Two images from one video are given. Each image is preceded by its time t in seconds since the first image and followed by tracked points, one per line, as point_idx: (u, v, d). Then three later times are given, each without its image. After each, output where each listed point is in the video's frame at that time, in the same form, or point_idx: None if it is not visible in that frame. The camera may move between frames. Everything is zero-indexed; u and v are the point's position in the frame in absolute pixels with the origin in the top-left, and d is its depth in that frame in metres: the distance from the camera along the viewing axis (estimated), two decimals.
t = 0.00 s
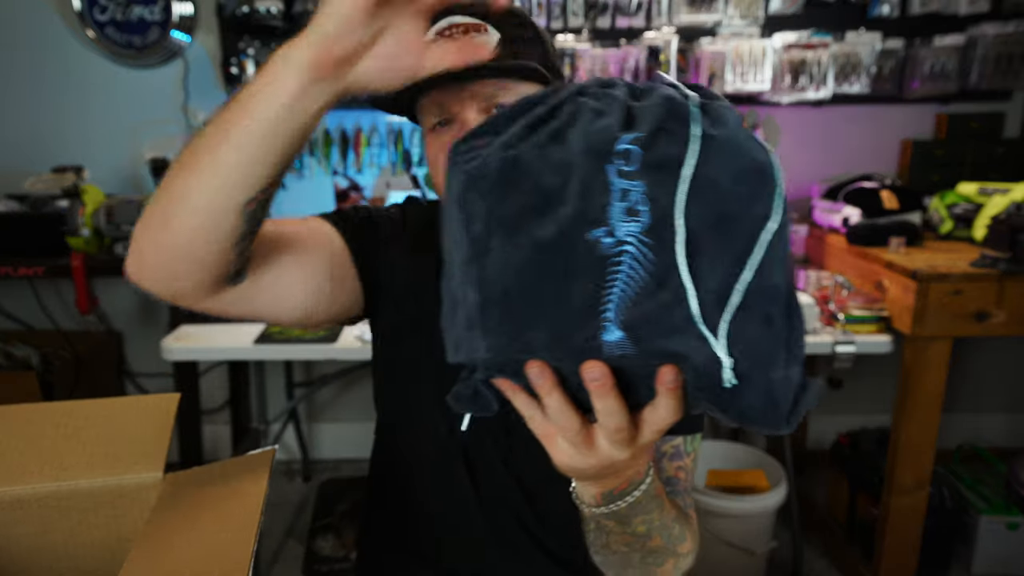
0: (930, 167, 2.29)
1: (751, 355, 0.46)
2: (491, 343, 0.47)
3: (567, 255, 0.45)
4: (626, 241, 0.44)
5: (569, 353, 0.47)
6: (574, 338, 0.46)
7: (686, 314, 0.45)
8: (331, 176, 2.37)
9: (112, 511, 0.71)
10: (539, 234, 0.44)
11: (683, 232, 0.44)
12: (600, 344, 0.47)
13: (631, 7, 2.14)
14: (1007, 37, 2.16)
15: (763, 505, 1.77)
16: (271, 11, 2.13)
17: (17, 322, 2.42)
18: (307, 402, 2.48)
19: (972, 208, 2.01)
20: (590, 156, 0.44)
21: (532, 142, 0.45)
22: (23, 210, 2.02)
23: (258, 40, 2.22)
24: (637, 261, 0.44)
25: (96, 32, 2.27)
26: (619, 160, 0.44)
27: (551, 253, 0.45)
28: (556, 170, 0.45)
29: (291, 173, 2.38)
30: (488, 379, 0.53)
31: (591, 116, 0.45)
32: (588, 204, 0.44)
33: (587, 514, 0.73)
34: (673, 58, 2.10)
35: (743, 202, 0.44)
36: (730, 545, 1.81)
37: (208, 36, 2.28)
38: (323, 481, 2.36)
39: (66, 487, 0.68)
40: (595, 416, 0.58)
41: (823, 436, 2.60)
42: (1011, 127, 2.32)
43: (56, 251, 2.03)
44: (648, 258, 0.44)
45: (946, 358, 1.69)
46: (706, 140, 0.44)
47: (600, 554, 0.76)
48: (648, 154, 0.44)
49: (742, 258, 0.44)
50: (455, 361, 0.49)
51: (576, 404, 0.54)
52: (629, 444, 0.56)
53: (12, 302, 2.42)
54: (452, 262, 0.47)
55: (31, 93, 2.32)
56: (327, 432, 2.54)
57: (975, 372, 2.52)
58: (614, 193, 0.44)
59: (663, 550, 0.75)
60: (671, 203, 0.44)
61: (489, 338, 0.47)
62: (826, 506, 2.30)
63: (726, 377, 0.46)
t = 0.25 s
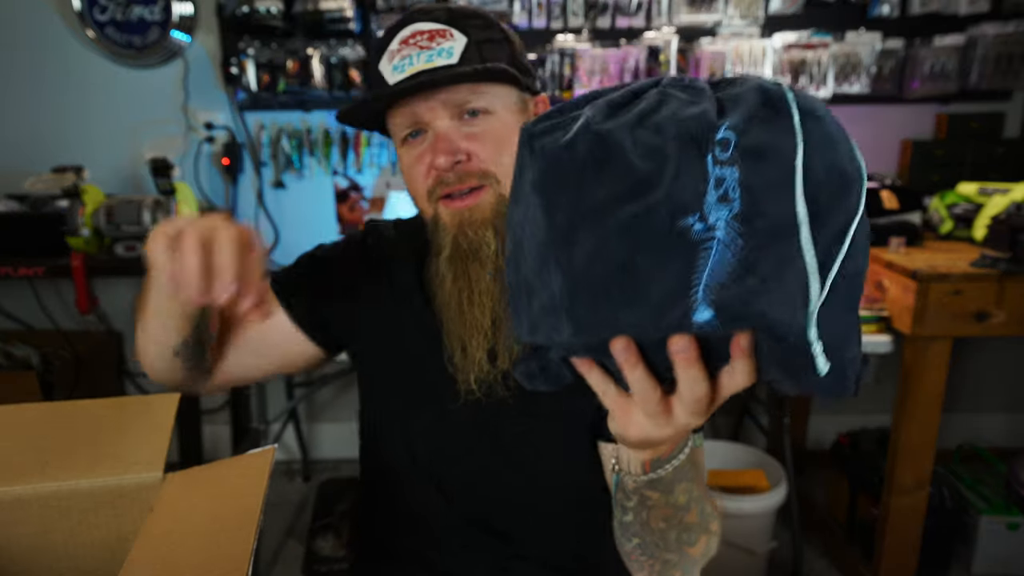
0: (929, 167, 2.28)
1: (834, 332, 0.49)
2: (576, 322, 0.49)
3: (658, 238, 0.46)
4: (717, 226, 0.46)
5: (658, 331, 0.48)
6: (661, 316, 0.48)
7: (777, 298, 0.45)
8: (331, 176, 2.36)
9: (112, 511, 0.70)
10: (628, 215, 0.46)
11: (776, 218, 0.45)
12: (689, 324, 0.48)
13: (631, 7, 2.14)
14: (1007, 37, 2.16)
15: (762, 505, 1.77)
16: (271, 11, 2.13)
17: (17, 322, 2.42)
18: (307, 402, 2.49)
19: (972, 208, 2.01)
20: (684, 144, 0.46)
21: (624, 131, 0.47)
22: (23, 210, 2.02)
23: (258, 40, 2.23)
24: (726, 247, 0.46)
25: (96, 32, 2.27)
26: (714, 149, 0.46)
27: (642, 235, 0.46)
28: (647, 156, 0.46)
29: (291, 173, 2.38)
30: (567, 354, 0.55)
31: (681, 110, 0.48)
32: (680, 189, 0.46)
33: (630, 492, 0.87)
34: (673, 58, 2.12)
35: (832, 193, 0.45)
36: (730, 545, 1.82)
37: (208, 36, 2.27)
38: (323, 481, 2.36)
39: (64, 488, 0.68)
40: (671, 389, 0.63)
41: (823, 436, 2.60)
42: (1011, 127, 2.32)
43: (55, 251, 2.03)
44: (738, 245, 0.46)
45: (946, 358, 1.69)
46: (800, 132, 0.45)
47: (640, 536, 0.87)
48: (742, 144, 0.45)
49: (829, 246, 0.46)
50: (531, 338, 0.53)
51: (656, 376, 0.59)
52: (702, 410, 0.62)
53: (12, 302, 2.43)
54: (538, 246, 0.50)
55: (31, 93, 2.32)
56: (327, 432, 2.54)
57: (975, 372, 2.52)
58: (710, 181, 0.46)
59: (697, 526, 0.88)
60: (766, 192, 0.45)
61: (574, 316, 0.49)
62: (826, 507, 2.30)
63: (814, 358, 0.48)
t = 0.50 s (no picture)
0: (929, 168, 2.27)
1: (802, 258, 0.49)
2: (556, 274, 0.48)
3: (622, 172, 0.46)
4: (679, 153, 0.46)
5: (638, 265, 0.47)
6: (640, 253, 0.47)
7: (746, 217, 0.45)
8: (331, 176, 2.36)
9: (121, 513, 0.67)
10: (589, 153, 0.46)
11: (733, 141, 0.46)
12: (665, 254, 0.47)
13: (632, 7, 2.14)
14: (1007, 38, 2.16)
15: (762, 505, 1.77)
16: (271, 11, 2.14)
17: (18, 321, 2.43)
18: (307, 402, 2.48)
19: (972, 208, 2.01)
20: (635, 76, 0.46)
21: (573, 73, 0.47)
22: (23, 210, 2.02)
23: (258, 40, 2.23)
24: (691, 172, 0.46)
25: (96, 32, 2.27)
26: (664, 77, 0.46)
27: (607, 172, 0.46)
28: (600, 94, 0.47)
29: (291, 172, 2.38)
30: (548, 313, 0.55)
31: (624, 47, 0.48)
32: (637, 121, 0.46)
33: (620, 463, 0.85)
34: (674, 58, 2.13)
35: (779, 109, 0.47)
36: (730, 545, 1.82)
37: (208, 36, 2.27)
38: (323, 481, 2.36)
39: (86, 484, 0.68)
40: (657, 329, 0.60)
41: (823, 436, 2.61)
42: (1011, 128, 2.32)
43: (54, 251, 2.02)
44: (702, 168, 0.46)
45: (946, 358, 1.69)
46: (737, 54, 0.47)
47: (633, 514, 0.87)
48: (688, 70, 0.46)
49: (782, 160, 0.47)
50: (511, 301, 0.53)
51: (640, 319, 0.56)
52: (689, 352, 0.59)
53: (12, 302, 2.43)
54: (506, 201, 0.50)
55: (31, 93, 2.32)
56: (326, 432, 2.54)
57: (975, 372, 2.52)
58: (665, 108, 0.46)
59: (688, 497, 0.87)
60: (717, 114, 0.46)
61: (553, 269, 0.48)
62: (826, 507, 2.30)
63: (789, 274, 0.48)
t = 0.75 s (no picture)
0: (929, 168, 2.28)
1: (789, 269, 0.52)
2: (547, 296, 0.52)
3: (606, 199, 0.50)
4: (662, 177, 0.50)
5: (626, 288, 0.52)
6: (628, 276, 0.52)
7: (734, 240, 0.49)
8: (331, 176, 2.37)
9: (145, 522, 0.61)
10: (572, 181, 0.50)
11: (716, 162, 0.49)
12: (653, 279, 0.52)
13: (631, 7, 2.14)
14: (1007, 38, 2.16)
15: (763, 505, 1.77)
16: (271, 11, 2.14)
17: (18, 321, 2.43)
18: (307, 402, 2.48)
19: (972, 208, 2.01)
20: (612, 105, 0.50)
21: (552, 104, 0.51)
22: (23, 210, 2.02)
23: (258, 40, 2.23)
24: (675, 195, 0.50)
25: (96, 32, 2.27)
26: (642, 104, 0.50)
27: (590, 199, 0.50)
28: (579, 124, 0.51)
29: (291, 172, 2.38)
30: (549, 329, 0.59)
31: (601, 76, 0.51)
32: (617, 149, 0.50)
33: (619, 467, 0.85)
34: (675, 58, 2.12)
35: (757, 127, 0.49)
36: (730, 545, 1.82)
37: (208, 36, 2.27)
38: (323, 481, 2.36)
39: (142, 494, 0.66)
40: (651, 347, 0.64)
41: (823, 436, 2.61)
42: (1011, 127, 2.31)
43: (54, 251, 2.02)
44: (686, 191, 0.50)
45: (946, 358, 1.69)
46: (712, 76, 0.49)
47: (631, 516, 0.87)
48: (665, 96, 0.50)
49: (764, 178, 0.50)
50: (508, 323, 0.56)
51: (633, 335, 0.61)
52: (684, 367, 0.63)
53: (12, 302, 2.43)
54: (498, 228, 0.53)
55: (31, 93, 2.32)
56: (326, 432, 2.54)
57: (975, 372, 2.52)
58: (644, 134, 0.50)
59: (687, 500, 0.87)
60: (695, 138, 0.49)
61: (545, 291, 0.52)
62: (826, 507, 2.29)
63: (777, 293, 0.51)
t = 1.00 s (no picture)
0: (929, 168, 2.27)
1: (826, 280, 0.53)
2: (586, 291, 0.53)
3: (652, 201, 0.51)
4: (707, 183, 0.50)
5: (667, 288, 0.53)
6: (665, 277, 0.52)
7: (776, 249, 0.50)
8: (331, 176, 2.37)
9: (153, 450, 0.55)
10: (618, 183, 0.51)
11: (761, 170, 0.50)
12: (691, 281, 0.52)
13: (631, 7, 2.14)
14: (1007, 38, 2.16)
15: (762, 505, 1.77)
16: (271, 11, 2.14)
17: (18, 321, 2.44)
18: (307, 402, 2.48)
19: (972, 208, 2.01)
20: (664, 110, 0.50)
21: (607, 105, 0.52)
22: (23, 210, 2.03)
23: (258, 40, 2.23)
24: (719, 202, 0.50)
25: (96, 32, 2.27)
26: (693, 111, 0.50)
27: (635, 201, 0.51)
28: (631, 125, 0.51)
29: (291, 172, 2.38)
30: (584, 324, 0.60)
31: (657, 81, 0.52)
32: (666, 152, 0.50)
33: (647, 464, 0.87)
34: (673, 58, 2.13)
35: (808, 141, 0.49)
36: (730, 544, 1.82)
37: (208, 36, 2.27)
38: (323, 481, 2.36)
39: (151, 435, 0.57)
40: (684, 347, 0.64)
41: (823, 435, 2.61)
42: (1010, 128, 2.31)
43: (53, 251, 2.03)
44: (730, 199, 0.50)
45: (946, 358, 1.69)
46: (769, 89, 0.49)
47: (657, 512, 0.88)
48: (718, 104, 0.50)
49: (810, 192, 0.50)
50: (547, 312, 0.56)
51: (666, 335, 0.61)
52: (717, 369, 0.63)
53: (13, 302, 2.44)
54: (541, 222, 0.54)
55: (31, 93, 2.33)
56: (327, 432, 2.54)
57: (975, 372, 2.52)
58: (694, 141, 0.50)
59: (713, 499, 0.87)
60: (746, 147, 0.49)
61: (583, 286, 0.53)
62: (826, 507, 2.30)
63: (811, 304, 0.52)
